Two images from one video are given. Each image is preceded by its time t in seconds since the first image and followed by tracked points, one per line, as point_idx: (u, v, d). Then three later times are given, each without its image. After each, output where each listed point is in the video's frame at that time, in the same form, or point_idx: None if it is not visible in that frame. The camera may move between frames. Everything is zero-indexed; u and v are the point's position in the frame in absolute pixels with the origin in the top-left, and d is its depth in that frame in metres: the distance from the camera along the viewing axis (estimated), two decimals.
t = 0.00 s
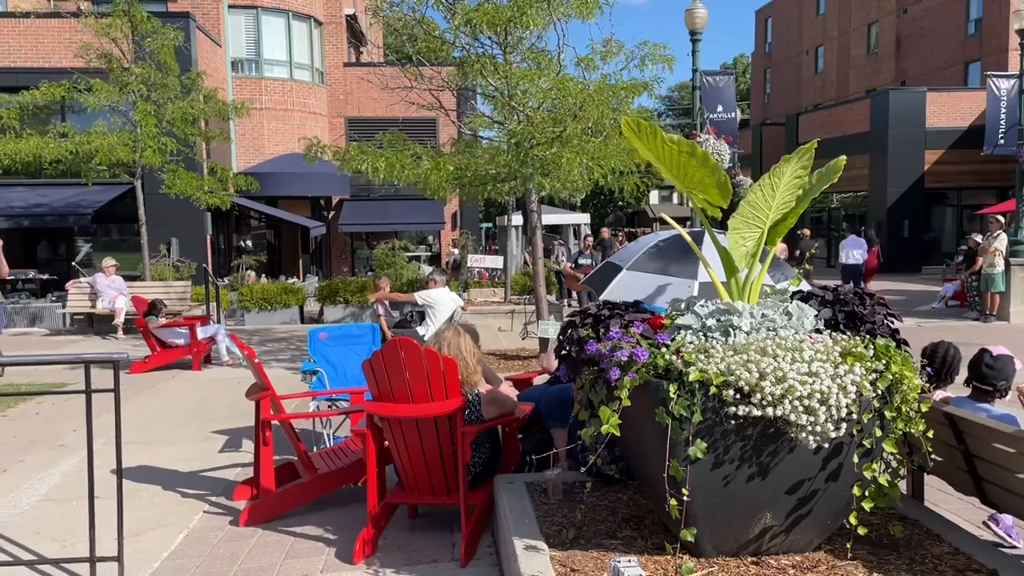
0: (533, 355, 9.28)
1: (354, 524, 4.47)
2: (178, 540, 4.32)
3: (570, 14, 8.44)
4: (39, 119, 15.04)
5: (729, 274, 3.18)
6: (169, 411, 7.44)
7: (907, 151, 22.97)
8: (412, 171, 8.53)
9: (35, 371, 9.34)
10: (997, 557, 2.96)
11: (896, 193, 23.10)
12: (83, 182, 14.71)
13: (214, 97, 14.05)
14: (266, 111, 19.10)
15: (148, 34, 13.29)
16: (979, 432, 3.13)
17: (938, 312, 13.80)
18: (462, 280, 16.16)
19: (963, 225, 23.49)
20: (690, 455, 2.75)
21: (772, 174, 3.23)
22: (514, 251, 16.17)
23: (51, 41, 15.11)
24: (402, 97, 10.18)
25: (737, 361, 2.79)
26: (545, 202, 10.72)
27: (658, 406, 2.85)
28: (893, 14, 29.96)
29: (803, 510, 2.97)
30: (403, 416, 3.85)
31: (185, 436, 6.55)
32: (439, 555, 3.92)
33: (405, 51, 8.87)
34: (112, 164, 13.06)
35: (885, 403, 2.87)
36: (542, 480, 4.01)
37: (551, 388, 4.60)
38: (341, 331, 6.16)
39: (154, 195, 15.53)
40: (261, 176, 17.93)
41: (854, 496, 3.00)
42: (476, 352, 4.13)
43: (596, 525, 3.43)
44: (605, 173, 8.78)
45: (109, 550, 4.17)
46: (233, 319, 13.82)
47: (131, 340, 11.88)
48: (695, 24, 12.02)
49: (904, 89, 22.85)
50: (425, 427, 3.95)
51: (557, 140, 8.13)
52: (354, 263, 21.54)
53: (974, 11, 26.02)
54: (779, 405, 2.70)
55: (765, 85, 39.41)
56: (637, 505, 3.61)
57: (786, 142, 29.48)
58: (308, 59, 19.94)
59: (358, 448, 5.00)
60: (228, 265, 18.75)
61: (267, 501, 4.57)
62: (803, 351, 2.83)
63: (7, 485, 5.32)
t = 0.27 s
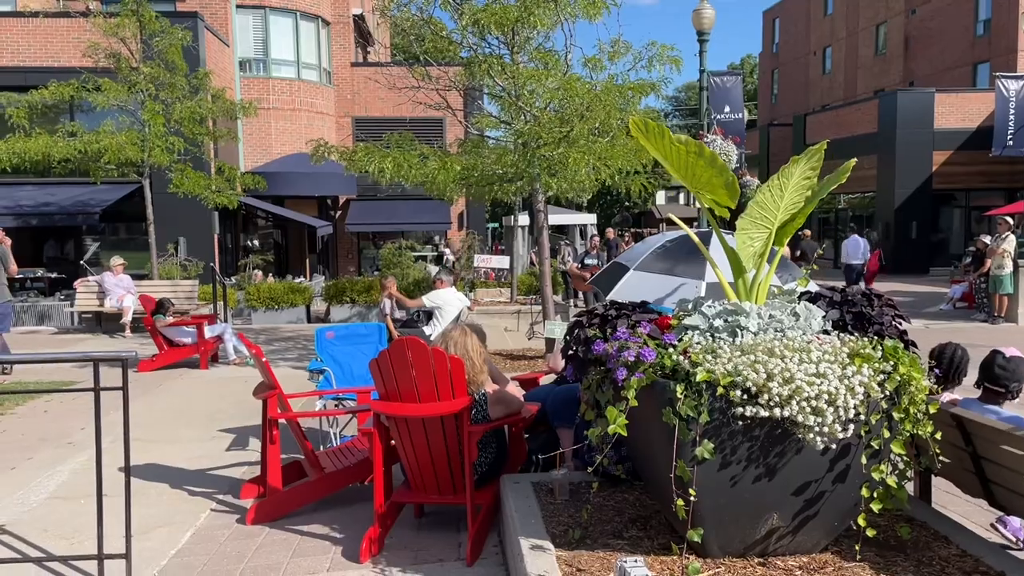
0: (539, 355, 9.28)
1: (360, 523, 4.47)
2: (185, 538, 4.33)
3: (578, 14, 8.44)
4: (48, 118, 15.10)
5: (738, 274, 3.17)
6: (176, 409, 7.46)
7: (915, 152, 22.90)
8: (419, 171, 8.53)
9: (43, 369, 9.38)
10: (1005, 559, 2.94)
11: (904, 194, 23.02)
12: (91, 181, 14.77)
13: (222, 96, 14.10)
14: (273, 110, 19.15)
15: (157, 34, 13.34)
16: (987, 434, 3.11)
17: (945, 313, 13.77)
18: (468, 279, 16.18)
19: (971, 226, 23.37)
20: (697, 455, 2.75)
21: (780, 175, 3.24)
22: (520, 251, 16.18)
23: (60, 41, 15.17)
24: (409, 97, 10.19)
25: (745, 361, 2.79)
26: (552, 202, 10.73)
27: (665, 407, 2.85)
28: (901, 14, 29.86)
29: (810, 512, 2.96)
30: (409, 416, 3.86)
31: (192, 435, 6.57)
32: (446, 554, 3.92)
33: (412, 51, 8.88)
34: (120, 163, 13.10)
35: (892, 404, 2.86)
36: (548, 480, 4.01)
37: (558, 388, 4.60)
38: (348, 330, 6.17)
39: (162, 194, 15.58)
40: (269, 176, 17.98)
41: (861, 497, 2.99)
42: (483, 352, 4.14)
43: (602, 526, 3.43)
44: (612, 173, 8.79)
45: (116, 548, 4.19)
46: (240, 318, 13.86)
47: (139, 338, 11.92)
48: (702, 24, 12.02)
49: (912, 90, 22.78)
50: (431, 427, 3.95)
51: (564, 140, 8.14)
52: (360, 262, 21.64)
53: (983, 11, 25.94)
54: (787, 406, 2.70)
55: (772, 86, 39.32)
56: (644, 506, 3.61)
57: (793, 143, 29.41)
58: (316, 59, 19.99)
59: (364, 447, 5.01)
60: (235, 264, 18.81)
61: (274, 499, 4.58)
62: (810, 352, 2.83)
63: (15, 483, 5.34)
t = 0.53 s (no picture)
0: (547, 356, 9.28)
1: (367, 523, 4.48)
2: (193, 537, 4.34)
3: (585, 15, 8.44)
4: (57, 118, 15.18)
5: (745, 275, 3.16)
6: (184, 408, 7.48)
7: (925, 153, 22.79)
8: (427, 171, 8.53)
9: (52, 367, 9.42)
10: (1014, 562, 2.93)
11: (913, 195, 22.92)
12: (101, 180, 14.84)
13: (231, 96, 14.15)
14: (282, 110, 19.21)
15: (166, 34, 13.40)
16: (998, 437, 3.09)
17: (954, 315, 13.70)
18: (475, 280, 16.18)
19: (981, 228, 23.21)
20: (705, 457, 2.74)
21: (788, 175, 3.23)
22: (528, 251, 16.18)
23: (70, 41, 15.25)
24: (418, 97, 10.21)
25: (753, 363, 2.78)
26: (559, 202, 10.72)
27: (672, 408, 2.84)
28: (910, 15, 29.72)
29: (817, 515, 2.95)
30: (417, 416, 3.86)
31: (200, 434, 6.59)
32: (452, 555, 3.92)
33: (420, 51, 8.88)
34: (129, 163, 13.15)
35: (901, 407, 2.85)
36: (555, 481, 4.01)
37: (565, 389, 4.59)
38: (356, 331, 6.19)
39: (171, 194, 15.64)
40: (277, 176, 18.03)
41: (870, 500, 2.98)
42: (490, 352, 4.13)
43: (609, 527, 3.43)
44: (620, 174, 8.78)
45: (124, 547, 4.20)
46: (248, 317, 13.90)
47: (147, 337, 11.96)
48: (711, 24, 12.00)
49: (922, 91, 22.70)
50: (438, 427, 3.95)
51: (571, 140, 8.13)
52: (368, 262, 21.47)
53: (993, 12, 25.83)
54: (795, 408, 2.69)
55: (781, 86, 39.25)
56: (650, 506, 3.60)
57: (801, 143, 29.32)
58: (324, 59, 20.03)
59: (372, 447, 5.01)
60: (243, 264, 18.86)
61: (282, 499, 4.59)
62: (819, 354, 2.82)
63: (24, 481, 5.37)
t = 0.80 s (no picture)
0: (556, 356, 9.26)
1: (377, 522, 4.47)
2: (204, 536, 4.35)
3: (596, 14, 8.44)
4: (69, 118, 15.24)
5: (760, 274, 3.12)
6: (195, 407, 7.50)
7: (936, 153, 22.68)
8: (437, 171, 8.53)
9: (63, 366, 9.45)
10: None
11: (924, 195, 22.80)
12: (112, 180, 14.89)
13: (241, 96, 14.18)
14: (291, 110, 19.25)
15: (177, 34, 13.44)
16: (1015, 438, 3.06)
17: (965, 316, 13.62)
18: (484, 280, 16.18)
19: (991, 229, 22.98)
20: (719, 457, 2.72)
21: (804, 173, 3.20)
22: (537, 251, 16.17)
23: (82, 41, 15.32)
24: (427, 97, 10.20)
25: (769, 362, 2.76)
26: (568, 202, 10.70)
27: (686, 407, 2.83)
28: (921, 14, 29.59)
29: (833, 516, 2.93)
30: (428, 415, 3.85)
31: (210, 433, 6.60)
32: (463, 554, 3.91)
33: (430, 51, 8.88)
34: (140, 163, 13.20)
35: (918, 407, 2.82)
36: (567, 481, 3.99)
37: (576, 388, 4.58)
38: (365, 330, 6.16)
39: (181, 193, 15.69)
40: (287, 175, 18.07)
41: (886, 501, 2.96)
42: (501, 351, 4.12)
43: (621, 527, 3.41)
44: (631, 174, 8.77)
45: (136, 545, 4.21)
46: (257, 316, 13.93)
47: (157, 336, 12.00)
48: (721, 24, 11.98)
49: (932, 91, 22.59)
50: (449, 426, 3.94)
51: (581, 140, 8.12)
52: (376, 262, 21.58)
53: (1005, 12, 25.70)
54: (811, 408, 2.67)
55: (790, 86, 39.16)
56: (663, 507, 3.58)
57: (811, 143, 29.21)
58: (333, 59, 20.06)
59: (382, 446, 5.00)
60: (252, 264, 18.92)
61: (293, 498, 4.59)
62: (835, 353, 2.79)
63: (36, 479, 5.39)
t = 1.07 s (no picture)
0: (569, 358, 9.21)
1: (395, 526, 4.44)
2: (221, 538, 4.33)
3: (611, 14, 8.39)
4: (82, 119, 15.29)
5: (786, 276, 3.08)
6: (209, 409, 7.48)
7: (949, 153, 22.51)
8: (451, 172, 8.49)
9: (77, 367, 9.46)
10: None
11: (937, 196, 22.63)
12: (124, 181, 14.93)
13: (253, 97, 14.19)
14: (302, 111, 19.27)
15: (190, 36, 13.46)
16: None
17: (980, 318, 13.49)
18: (495, 281, 16.14)
19: (1006, 229, 22.89)
20: (748, 463, 2.67)
21: (832, 174, 3.16)
22: (548, 252, 16.11)
23: (95, 43, 15.36)
24: (440, 97, 10.15)
25: (798, 366, 2.71)
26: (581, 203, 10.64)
27: (713, 412, 2.78)
28: (934, 14, 29.40)
29: (862, 523, 2.88)
30: (447, 418, 3.82)
31: (225, 434, 6.58)
32: (483, 559, 3.88)
33: (444, 51, 8.85)
34: (152, 164, 13.22)
35: (950, 412, 2.77)
36: (587, 485, 3.95)
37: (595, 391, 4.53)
38: (381, 331, 6.14)
39: (193, 194, 15.71)
40: (298, 176, 18.08)
41: (917, 508, 2.90)
42: (521, 354, 4.07)
43: (645, 533, 3.37)
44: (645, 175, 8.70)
45: (154, 548, 4.19)
46: (268, 317, 13.94)
47: (169, 337, 12.01)
48: (734, 24, 11.89)
49: (946, 91, 22.43)
50: (468, 430, 3.90)
51: (595, 141, 8.07)
52: (387, 263, 21.58)
53: (1019, 11, 25.50)
54: (842, 413, 2.62)
55: (801, 86, 38.99)
56: (687, 513, 3.53)
57: (823, 143, 29.05)
58: (344, 60, 20.06)
59: (399, 449, 4.97)
60: (263, 265, 18.93)
61: (310, 500, 4.57)
62: (866, 357, 2.74)
63: (52, 480, 5.38)
